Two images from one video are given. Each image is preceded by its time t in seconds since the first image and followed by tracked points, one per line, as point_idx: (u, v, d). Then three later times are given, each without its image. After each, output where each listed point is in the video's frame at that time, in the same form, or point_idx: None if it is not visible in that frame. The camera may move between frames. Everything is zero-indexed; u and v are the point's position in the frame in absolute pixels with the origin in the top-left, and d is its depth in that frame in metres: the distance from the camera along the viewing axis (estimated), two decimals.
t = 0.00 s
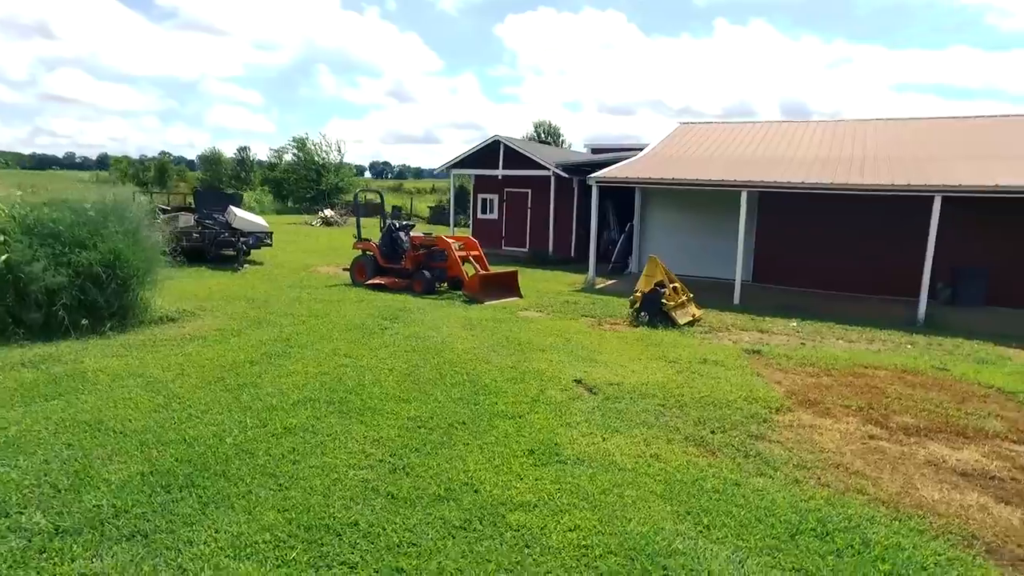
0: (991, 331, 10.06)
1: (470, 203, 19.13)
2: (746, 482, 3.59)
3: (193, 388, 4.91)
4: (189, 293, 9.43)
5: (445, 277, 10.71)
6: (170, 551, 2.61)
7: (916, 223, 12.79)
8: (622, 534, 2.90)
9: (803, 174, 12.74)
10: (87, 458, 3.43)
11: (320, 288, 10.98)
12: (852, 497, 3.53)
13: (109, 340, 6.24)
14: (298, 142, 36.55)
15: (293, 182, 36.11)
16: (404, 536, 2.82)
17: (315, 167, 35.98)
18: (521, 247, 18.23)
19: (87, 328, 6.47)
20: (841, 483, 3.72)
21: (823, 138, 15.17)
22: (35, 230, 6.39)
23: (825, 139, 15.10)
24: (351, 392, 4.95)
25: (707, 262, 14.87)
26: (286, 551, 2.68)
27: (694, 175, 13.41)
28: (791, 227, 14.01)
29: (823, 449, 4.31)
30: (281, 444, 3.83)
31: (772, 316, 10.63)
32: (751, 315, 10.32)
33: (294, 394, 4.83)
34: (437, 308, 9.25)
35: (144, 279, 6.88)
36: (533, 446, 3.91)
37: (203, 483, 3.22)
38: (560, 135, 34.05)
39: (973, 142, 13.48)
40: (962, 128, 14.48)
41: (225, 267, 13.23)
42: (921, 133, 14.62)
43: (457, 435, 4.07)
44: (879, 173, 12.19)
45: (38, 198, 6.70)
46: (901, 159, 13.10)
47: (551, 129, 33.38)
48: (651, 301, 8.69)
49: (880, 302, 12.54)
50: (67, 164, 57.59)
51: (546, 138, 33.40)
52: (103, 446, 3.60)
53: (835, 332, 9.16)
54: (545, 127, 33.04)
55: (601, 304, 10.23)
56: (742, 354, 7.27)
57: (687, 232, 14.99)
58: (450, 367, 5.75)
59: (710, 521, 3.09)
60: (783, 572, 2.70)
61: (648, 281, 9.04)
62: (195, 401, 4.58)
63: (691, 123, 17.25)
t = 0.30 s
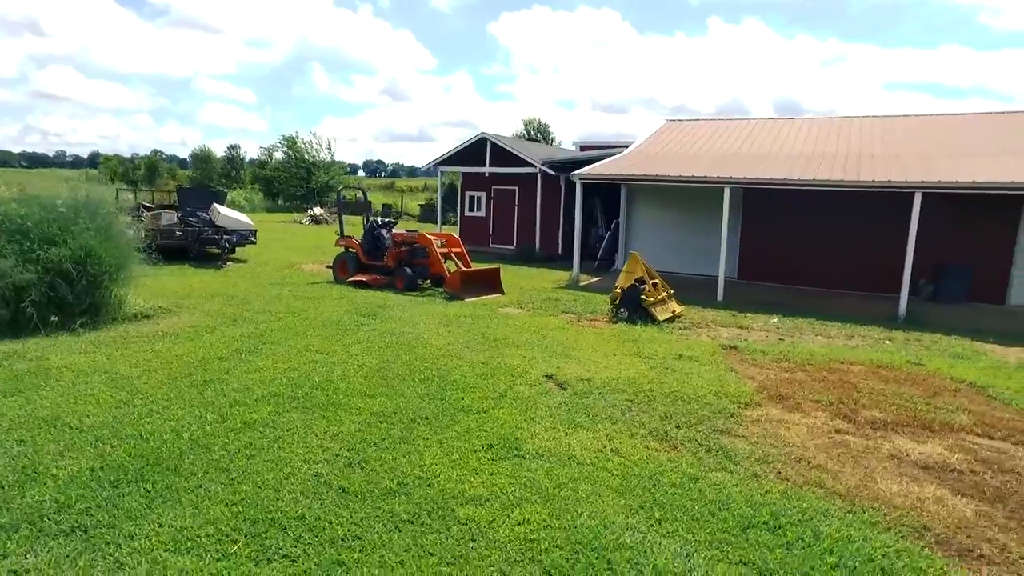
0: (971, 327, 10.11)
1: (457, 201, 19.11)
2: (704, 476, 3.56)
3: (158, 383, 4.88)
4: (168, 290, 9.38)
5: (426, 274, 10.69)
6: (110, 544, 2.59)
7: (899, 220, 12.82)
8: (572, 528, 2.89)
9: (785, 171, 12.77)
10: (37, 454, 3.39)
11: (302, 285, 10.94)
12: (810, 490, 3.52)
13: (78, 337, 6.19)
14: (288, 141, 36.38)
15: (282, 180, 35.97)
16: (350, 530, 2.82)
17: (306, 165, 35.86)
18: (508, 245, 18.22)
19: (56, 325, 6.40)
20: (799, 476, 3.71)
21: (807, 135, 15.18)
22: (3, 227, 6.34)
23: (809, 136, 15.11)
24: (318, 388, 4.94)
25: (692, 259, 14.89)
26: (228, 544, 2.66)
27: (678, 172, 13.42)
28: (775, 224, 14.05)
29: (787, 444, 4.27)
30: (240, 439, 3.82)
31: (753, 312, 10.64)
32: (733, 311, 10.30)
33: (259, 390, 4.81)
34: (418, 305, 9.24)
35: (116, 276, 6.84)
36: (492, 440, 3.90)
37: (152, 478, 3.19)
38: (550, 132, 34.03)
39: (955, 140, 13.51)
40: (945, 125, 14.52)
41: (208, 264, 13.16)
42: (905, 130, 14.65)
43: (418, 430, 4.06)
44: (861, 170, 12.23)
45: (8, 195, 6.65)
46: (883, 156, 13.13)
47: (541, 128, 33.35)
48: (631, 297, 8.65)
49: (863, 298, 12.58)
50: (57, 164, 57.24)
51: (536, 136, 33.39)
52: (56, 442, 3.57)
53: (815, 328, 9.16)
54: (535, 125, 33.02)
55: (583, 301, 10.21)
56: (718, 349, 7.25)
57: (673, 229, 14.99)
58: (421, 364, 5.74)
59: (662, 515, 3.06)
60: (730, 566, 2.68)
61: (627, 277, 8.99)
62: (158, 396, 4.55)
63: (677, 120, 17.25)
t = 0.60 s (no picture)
0: (949, 324, 10.15)
1: (445, 199, 19.08)
2: (660, 471, 3.52)
3: (121, 379, 4.85)
4: (145, 288, 9.34)
5: (408, 272, 10.68)
6: (45, 539, 2.59)
7: (882, 217, 12.86)
8: (516, 523, 2.88)
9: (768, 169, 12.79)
10: None
11: (283, 283, 10.92)
12: (765, 484, 3.50)
13: (46, 335, 6.15)
14: (277, 140, 36.26)
15: (272, 179, 35.83)
16: (293, 525, 2.82)
17: (296, 164, 35.78)
18: (495, 243, 18.21)
19: (25, 323, 6.36)
20: (756, 470, 3.69)
21: (792, 133, 15.20)
22: None
23: (794, 134, 15.13)
24: (283, 385, 4.92)
25: (677, 257, 14.92)
26: (166, 538, 2.66)
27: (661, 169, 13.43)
28: (759, 221, 14.08)
29: (749, 439, 4.24)
30: (196, 434, 3.80)
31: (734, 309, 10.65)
32: (713, 308, 10.29)
33: (222, 387, 4.78)
34: (397, 302, 9.23)
35: (86, 273, 6.81)
36: (451, 437, 3.89)
37: (99, 473, 3.18)
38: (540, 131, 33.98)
39: (938, 138, 13.54)
40: (929, 124, 14.56)
41: (190, 262, 13.09)
42: (888, 128, 14.68)
43: (377, 427, 4.05)
44: (843, 168, 12.25)
45: None
46: (866, 155, 13.16)
47: (531, 126, 33.32)
48: (609, 295, 8.59)
49: (845, 296, 12.63)
50: (46, 163, 56.91)
51: (526, 135, 33.38)
52: (6, 440, 3.55)
53: (794, 325, 9.17)
54: (525, 124, 32.98)
55: (563, 298, 10.20)
56: (693, 346, 7.22)
57: (658, 227, 15.00)
58: (389, 361, 5.73)
59: (610, 510, 3.03)
60: (670, 560, 2.66)
61: (607, 274, 8.97)
62: (119, 392, 4.52)
63: (665, 118, 17.23)
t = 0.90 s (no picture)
0: (932, 321, 10.18)
1: (434, 197, 19.06)
2: (619, 468, 3.50)
3: (88, 377, 4.82)
4: (125, 287, 9.30)
5: (392, 270, 10.68)
6: None
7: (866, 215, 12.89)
8: (467, 519, 2.88)
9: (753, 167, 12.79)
10: None
11: (267, 281, 10.90)
12: (726, 479, 3.48)
13: (18, 333, 6.12)
14: (269, 138, 35.80)
15: (264, 179, 35.72)
16: (242, 520, 2.81)
17: (287, 162, 35.15)
18: (484, 241, 18.20)
19: None
20: (719, 466, 3.67)
21: (779, 130, 15.22)
22: None
23: (781, 131, 15.15)
24: (251, 382, 4.91)
25: (664, 255, 14.92)
26: (110, 534, 2.64)
27: (647, 167, 13.42)
28: (745, 219, 14.08)
29: (716, 436, 4.20)
30: (155, 432, 3.79)
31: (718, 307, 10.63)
32: (696, 306, 10.28)
33: (189, 384, 4.75)
34: (379, 301, 9.22)
35: (60, 271, 6.80)
36: (413, 435, 3.89)
37: (50, 471, 3.16)
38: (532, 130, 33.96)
39: (923, 136, 13.58)
40: (915, 122, 14.57)
41: (175, 260, 13.04)
42: (875, 126, 14.72)
43: (342, 426, 4.04)
44: (827, 166, 12.26)
45: None
46: (852, 152, 13.18)
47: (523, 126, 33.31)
48: (590, 293, 8.57)
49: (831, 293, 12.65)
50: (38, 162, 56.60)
51: (518, 134, 33.27)
52: None
53: (775, 322, 9.17)
54: (517, 123, 32.98)
55: (546, 296, 10.19)
56: (672, 343, 7.19)
57: (645, 225, 14.99)
58: (362, 359, 5.72)
59: (564, 507, 3.02)
60: (617, 555, 2.64)
61: (588, 272, 8.95)
62: (83, 390, 4.49)
63: (654, 116, 17.19)
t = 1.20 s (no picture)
0: (915, 320, 10.19)
1: (423, 196, 19.03)
2: (574, 466, 3.47)
3: (52, 376, 4.78)
4: (104, 286, 9.25)
5: (374, 269, 10.66)
6: None
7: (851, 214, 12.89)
8: (411, 517, 2.85)
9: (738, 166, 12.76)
10: None
11: (249, 280, 10.87)
12: (682, 476, 3.46)
13: None
14: (260, 138, 35.46)
15: (256, 178, 35.60)
16: (185, 517, 2.77)
17: (278, 162, 34.85)
18: (473, 240, 18.18)
19: None
20: (677, 464, 3.64)
21: (768, 129, 15.19)
22: None
23: (769, 130, 15.11)
24: (217, 380, 4.87)
25: (651, 254, 14.90)
26: (46, 534, 2.60)
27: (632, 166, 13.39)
28: (732, 218, 14.07)
29: (680, 434, 4.17)
30: (110, 429, 3.75)
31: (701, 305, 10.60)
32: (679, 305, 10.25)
33: (153, 382, 4.71)
34: (359, 300, 9.19)
35: (31, 270, 6.76)
36: (371, 433, 3.88)
37: None
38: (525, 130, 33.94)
39: (909, 135, 13.57)
40: (904, 121, 14.54)
41: (159, 259, 12.97)
42: (863, 124, 14.70)
43: (301, 424, 4.03)
44: (812, 165, 12.25)
45: None
46: (839, 151, 13.15)
47: (516, 126, 33.30)
48: (570, 291, 8.53)
49: (816, 292, 12.65)
50: (30, 162, 56.38)
51: (510, 134, 33.19)
52: None
53: (756, 320, 9.15)
54: (509, 124, 32.95)
55: (528, 294, 10.16)
56: (649, 341, 7.17)
57: (632, 224, 14.97)
58: (333, 358, 5.69)
59: (512, 504, 3.00)
60: (559, 552, 2.62)
61: (569, 270, 8.94)
62: (44, 388, 4.45)
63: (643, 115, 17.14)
